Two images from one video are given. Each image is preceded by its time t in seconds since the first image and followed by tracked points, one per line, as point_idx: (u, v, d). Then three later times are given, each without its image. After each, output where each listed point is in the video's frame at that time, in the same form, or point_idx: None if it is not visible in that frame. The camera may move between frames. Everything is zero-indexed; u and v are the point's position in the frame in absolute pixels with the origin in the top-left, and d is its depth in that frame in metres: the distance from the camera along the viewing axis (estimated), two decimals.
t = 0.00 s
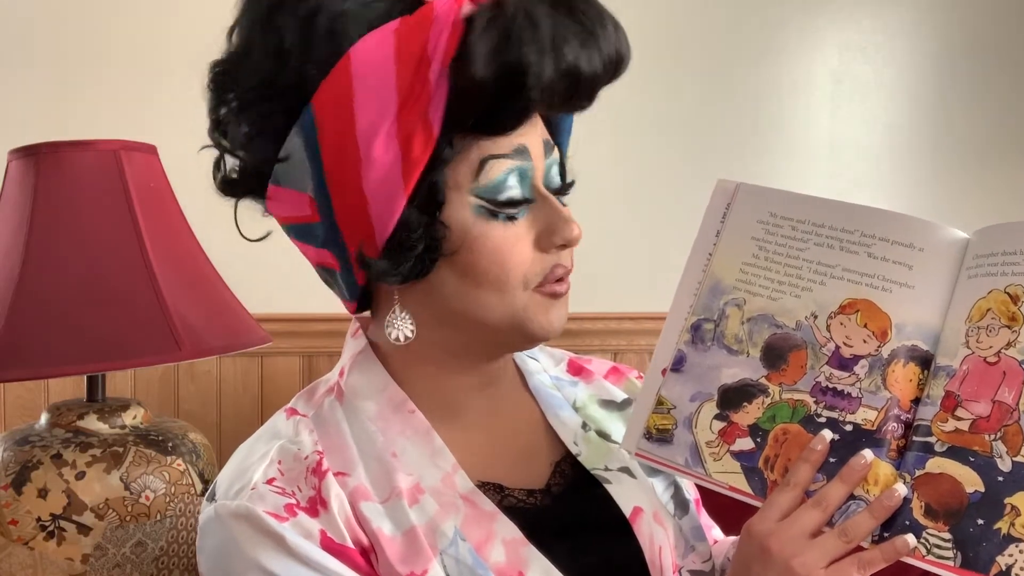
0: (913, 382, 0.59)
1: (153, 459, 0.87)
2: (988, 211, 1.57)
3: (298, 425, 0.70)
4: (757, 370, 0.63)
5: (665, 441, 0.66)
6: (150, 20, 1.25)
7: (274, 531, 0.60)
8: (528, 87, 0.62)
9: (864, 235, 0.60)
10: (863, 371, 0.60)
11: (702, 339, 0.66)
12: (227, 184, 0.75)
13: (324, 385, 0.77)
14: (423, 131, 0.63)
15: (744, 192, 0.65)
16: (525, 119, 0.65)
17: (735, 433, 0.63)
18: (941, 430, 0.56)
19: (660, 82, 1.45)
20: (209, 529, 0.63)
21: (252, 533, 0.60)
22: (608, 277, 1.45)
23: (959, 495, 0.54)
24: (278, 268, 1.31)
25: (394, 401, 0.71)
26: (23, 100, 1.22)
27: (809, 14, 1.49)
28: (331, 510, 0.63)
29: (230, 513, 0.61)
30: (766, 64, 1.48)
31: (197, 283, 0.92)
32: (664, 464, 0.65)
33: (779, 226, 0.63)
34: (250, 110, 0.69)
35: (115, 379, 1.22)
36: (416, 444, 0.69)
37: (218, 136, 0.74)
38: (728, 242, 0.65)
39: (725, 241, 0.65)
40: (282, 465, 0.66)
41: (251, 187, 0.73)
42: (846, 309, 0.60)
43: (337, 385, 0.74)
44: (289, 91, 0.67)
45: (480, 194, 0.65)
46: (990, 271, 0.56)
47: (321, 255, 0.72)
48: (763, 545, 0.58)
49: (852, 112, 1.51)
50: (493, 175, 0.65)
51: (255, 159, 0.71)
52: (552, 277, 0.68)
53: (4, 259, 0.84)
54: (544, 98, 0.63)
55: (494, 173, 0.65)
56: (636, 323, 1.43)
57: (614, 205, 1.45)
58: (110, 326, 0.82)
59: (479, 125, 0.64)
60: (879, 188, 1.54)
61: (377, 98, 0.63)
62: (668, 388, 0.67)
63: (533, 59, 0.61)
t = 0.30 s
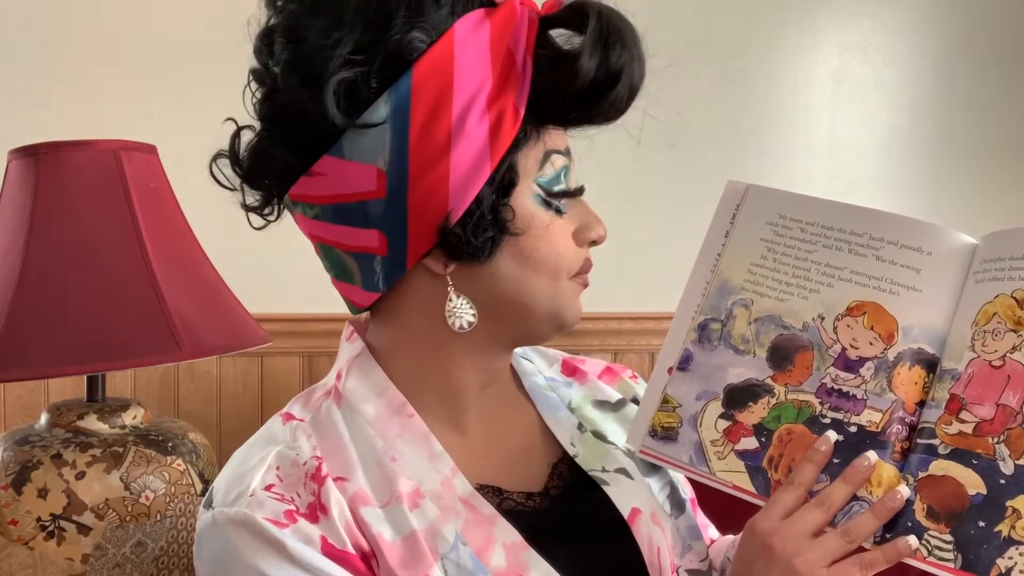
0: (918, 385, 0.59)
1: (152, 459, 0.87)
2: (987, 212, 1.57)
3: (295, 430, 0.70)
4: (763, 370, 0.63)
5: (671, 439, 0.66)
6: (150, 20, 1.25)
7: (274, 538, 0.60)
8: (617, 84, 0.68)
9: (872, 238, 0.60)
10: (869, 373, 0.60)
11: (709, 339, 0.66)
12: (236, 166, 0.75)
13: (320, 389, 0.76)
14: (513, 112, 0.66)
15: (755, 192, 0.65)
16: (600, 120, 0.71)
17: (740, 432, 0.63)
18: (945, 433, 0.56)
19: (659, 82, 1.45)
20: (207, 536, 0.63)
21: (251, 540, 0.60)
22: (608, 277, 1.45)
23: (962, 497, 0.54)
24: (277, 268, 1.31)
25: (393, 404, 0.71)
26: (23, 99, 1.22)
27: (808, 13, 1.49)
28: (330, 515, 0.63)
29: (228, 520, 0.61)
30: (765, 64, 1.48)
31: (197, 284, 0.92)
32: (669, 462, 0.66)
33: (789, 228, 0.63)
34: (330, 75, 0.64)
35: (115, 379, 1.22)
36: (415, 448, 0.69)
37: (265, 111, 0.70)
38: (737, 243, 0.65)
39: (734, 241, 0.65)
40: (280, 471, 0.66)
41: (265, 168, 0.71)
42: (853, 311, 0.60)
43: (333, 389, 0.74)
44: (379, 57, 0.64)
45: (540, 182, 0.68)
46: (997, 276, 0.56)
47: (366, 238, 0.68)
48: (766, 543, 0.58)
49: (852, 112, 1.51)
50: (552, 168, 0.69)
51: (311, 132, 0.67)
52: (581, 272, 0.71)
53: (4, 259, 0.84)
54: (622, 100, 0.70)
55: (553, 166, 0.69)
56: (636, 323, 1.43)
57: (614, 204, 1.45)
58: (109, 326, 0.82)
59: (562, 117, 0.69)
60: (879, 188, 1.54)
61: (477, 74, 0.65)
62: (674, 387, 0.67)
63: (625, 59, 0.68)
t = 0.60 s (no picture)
0: (916, 384, 0.59)
1: (152, 459, 0.87)
2: (987, 212, 1.57)
3: (295, 429, 0.70)
4: (761, 370, 0.63)
5: (669, 439, 0.66)
6: (150, 21, 1.25)
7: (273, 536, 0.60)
8: (614, 79, 0.69)
9: (869, 238, 0.60)
10: (866, 373, 0.60)
11: (707, 339, 0.66)
12: (238, 161, 0.75)
13: (320, 388, 0.76)
14: (513, 106, 0.66)
15: (753, 192, 0.65)
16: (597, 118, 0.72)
17: (738, 432, 0.63)
18: (942, 431, 0.56)
19: (659, 82, 1.45)
20: (206, 534, 0.63)
21: (250, 537, 0.60)
22: (608, 278, 1.45)
23: (959, 495, 0.54)
24: (278, 269, 1.31)
25: (392, 404, 0.71)
26: (23, 99, 1.22)
27: (808, 14, 1.49)
28: (329, 514, 0.63)
29: (227, 517, 0.61)
30: (766, 64, 1.48)
31: (197, 283, 0.92)
32: (667, 462, 0.66)
33: (787, 228, 0.63)
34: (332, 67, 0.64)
35: (115, 379, 1.22)
36: (414, 446, 0.69)
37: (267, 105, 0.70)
38: (735, 243, 0.65)
39: (731, 242, 0.66)
40: (279, 469, 0.66)
41: (268, 163, 0.71)
42: (851, 310, 0.60)
43: (333, 389, 0.74)
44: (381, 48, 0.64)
45: (540, 177, 0.68)
46: (994, 274, 0.56)
47: (367, 232, 0.67)
48: (763, 542, 0.58)
49: (852, 113, 1.51)
50: (552, 164, 0.69)
51: (314, 124, 0.67)
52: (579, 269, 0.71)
53: (4, 259, 0.84)
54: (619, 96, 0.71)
55: (552, 162, 0.69)
56: (636, 323, 1.43)
57: (615, 205, 1.45)
58: (110, 326, 0.82)
59: (560, 112, 0.69)
60: (879, 189, 1.54)
61: (477, 68, 0.65)
62: (672, 387, 0.67)
63: (622, 56, 0.69)
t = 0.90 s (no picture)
0: (911, 379, 0.59)
1: (153, 459, 0.87)
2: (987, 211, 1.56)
3: (294, 430, 0.70)
4: (755, 368, 0.63)
5: (664, 440, 0.66)
6: (150, 21, 1.25)
7: (272, 537, 0.60)
8: (605, 74, 0.68)
9: (861, 233, 0.59)
10: (861, 369, 0.60)
11: (700, 338, 0.66)
12: (232, 165, 0.75)
13: (319, 389, 0.76)
14: (502, 104, 0.66)
15: (742, 191, 0.65)
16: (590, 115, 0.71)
17: (734, 431, 0.63)
18: (938, 426, 0.56)
19: (659, 82, 1.45)
20: (206, 534, 0.63)
21: (248, 538, 0.60)
22: (608, 277, 1.45)
23: (957, 490, 0.54)
24: (278, 270, 1.31)
25: (390, 404, 0.71)
26: (23, 100, 1.22)
27: (808, 13, 1.49)
28: (327, 514, 0.63)
29: (226, 518, 0.61)
30: (765, 64, 1.48)
31: (197, 283, 0.92)
32: (663, 463, 0.65)
33: (778, 225, 0.63)
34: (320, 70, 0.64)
35: (115, 379, 1.21)
36: (413, 447, 0.69)
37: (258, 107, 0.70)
38: (726, 243, 0.65)
39: (722, 242, 0.66)
40: (278, 470, 0.66)
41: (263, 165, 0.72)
42: (844, 306, 0.60)
43: (332, 389, 0.74)
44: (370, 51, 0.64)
45: (533, 176, 0.68)
46: (986, 267, 0.56)
47: (359, 234, 0.68)
48: (761, 540, 0.58)
49: (852, 112, 1.51)
50: (545, 162, 0.69)
51: (305, 128, 0.67)
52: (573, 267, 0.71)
53: (4, 258, 0.84)
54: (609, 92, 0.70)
55: (545, 161, 0.69)
56: (636, 323, 1.43)
57: (615, 205, 1.45)
58: (109, 326, 0.82)
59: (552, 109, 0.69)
60: (879, 188, 1.54)
61: (466, 66, 0.65)
62: (666, 387, 0.67)
63: (611, 51, 0.68)
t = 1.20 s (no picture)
0: (905, 369, 0.58)
1: (153, 459, 0.87)
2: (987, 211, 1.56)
3: (294, 426, 0.70)
4: (748, 362, 0.63)
5: (660, 438, 0.65)
6: (149, 23, 1.25)
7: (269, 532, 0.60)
8: (539, 54, 0.67)
9: (851, 223, 0.59)
10: (854, 360, 0.59)
11: (693, 334, 0.66)
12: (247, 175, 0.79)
13: (321, 386, 0.77)
14: (437, 90, 0.65)
15: (730, 184, 0.65)
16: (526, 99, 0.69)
17: (729, 427, 0.63)
18: (934, 416, 0.56)
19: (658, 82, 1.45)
20: (205, 530, 0.63)
21: (247, 534, 0.60)
22: (609, 278, 1.45)
23: (955, 481, 0.54)
24: (278, 271, 1.31)
25: (391, 402, 0.71)
26: (22, 101, 1.22)
27: (807, 13, 1.49)
28: (326, 509, 0.63)
29: (224, 513, 0.61)
30: (765, 64, 1.48)
31: (196, 283, 0.92)
32: (659, 461, 0.65)
33: (767, 218, 0.63)
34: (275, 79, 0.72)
35: (115, 379, 1.21)
36: (414, 445, 0.69)
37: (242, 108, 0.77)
38: (716, 236, 0.65)
39: (712, 236, 0.65)
40: (278, 466, 0.66)
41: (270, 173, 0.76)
42: (836, 298, 0.60)
43: (333, 387, 0.74)
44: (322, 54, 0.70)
45: (486, 163, 0.67)
46: (977, 253, 0.56)
47: (327, 228, 0.72)
48: (758, 537, 0.58)
49: (851, 112, 1.51)
50: (501, 149, 0.67)
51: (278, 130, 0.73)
52: (548, 254, 0.68)
53: (4, 259, 0.84)
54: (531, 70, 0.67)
55: (501, 147, 0.67)
56: (636, 323, 1.42)
57: (615, 205, 1.45)
58: (109, 326, 0.82)
59: (487, 94, 0.67)
60: (879, 188, 1.53)
61: (400, 55, 0.65)
62: (661, 384, 0.66)
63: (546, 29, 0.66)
